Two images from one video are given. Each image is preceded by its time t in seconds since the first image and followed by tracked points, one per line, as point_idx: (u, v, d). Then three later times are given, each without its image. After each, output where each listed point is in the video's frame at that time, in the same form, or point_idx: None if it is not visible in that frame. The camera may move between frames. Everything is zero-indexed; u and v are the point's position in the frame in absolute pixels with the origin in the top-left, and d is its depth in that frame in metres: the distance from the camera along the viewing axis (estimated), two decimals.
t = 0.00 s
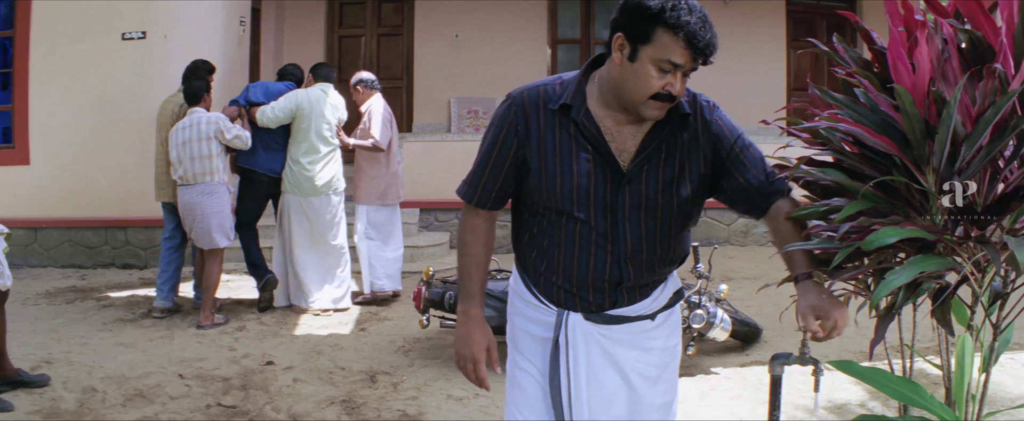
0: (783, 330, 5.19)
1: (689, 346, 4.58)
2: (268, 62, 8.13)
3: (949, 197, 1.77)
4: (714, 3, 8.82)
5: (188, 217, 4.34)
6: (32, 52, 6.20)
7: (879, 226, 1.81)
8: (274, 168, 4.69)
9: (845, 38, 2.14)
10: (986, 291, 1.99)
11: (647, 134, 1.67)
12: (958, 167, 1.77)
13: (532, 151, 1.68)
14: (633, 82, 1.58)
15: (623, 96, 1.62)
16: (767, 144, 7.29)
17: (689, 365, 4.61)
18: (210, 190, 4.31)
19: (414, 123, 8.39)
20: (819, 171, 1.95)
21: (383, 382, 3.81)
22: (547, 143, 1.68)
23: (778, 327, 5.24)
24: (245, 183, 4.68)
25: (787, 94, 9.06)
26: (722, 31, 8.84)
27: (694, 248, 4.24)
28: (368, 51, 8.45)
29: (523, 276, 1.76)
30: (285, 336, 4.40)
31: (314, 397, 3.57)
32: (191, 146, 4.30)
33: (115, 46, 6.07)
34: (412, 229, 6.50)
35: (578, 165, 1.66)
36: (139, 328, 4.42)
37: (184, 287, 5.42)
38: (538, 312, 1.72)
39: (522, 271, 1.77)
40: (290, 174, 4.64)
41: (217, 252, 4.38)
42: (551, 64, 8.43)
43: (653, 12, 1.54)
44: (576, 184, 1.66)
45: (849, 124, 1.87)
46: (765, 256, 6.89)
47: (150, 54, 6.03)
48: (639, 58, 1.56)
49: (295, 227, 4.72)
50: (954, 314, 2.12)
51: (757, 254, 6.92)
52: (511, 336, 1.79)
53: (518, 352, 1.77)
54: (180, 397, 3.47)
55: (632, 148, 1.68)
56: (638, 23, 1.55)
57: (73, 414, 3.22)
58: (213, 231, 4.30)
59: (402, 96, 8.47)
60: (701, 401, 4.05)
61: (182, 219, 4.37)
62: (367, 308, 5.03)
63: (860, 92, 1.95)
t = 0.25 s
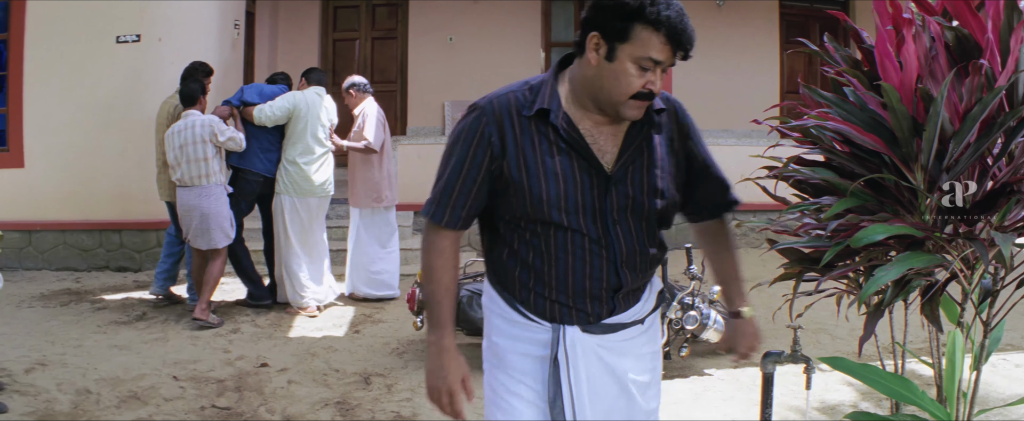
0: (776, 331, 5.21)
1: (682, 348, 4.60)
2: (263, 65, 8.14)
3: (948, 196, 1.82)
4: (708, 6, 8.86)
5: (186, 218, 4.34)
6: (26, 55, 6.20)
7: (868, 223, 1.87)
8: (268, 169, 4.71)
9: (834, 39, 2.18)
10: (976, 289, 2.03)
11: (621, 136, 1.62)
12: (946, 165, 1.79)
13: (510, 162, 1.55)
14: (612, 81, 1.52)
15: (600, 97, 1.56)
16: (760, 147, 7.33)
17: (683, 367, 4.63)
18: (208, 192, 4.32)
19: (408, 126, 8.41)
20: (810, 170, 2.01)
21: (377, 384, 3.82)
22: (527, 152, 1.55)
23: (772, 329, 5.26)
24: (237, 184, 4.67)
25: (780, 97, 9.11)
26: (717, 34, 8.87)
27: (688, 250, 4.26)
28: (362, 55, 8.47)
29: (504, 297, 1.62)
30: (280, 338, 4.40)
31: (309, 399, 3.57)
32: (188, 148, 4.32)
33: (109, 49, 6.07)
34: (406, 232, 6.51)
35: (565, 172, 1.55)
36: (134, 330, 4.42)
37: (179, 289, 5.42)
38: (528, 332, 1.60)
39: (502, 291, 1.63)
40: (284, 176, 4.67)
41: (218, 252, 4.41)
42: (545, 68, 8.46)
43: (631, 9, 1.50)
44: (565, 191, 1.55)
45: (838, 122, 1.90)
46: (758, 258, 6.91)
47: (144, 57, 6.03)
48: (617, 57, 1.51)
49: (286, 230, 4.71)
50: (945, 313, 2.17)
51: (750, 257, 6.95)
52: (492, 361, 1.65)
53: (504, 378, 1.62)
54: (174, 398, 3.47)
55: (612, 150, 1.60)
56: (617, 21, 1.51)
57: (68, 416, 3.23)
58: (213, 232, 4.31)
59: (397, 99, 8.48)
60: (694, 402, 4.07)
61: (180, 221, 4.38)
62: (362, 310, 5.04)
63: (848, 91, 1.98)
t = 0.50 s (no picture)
0: (774, 333, 5.22)
1: (680, 349, 4.60)
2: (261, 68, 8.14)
3: (949, 196, 1.82)
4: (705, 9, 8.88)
5: (186, 220, 4.35)
6: (25, 58, 6.21)
7: (865, 222, 1.89)
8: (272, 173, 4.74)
9: (830, 39, 2.18)
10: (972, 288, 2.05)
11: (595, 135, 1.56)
12: (942, 164, 1.82)
13: (513, 177, 1.36)
14: (601, 82, 1.44)
15: (582, 97, 1.46)
16: (758, 149, 7.35)
17: (680, 368, 4.64)
18: (207, 193, 4.33)
19: (406, 129, 8.42)
20: (807, 169, 2.02)
21: (375, 386, 3.82)
22: (527, 165, 1.38)
23: (770, 330, 5.27)
24: (239, 188, 4.68)
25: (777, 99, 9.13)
26: (714, 37, 8.88)
27: (685, 252, 4.26)
28: (361, 58, 8.48)
29: (497, 319, 1.45)
30: (278, 340, 4.40)
31: (307, 400, 3.58)
32: (188, 149, 4.34)
33: (108, 52, 6.08)
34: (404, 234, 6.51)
35: (570, 183, 1.42)
36: (133, 333, 4.42)
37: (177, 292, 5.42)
38: (532, 352, 1.46)
39: (494, 313, 1.46)
40: (288, 179, 4.74)
41: (217, 255, 4.41)
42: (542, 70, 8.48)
43: (613, 5, 1.42)
44: (571, 203, 1.41)
45: (834, 121, 1.91)
46: (756, 260, 6.92)
47: (143, 59, 6.05)
48: (602, 56, 1.43)
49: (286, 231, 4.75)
50: (941, 312, 2.18)
51: (748, 259, 6.96)
52: (485, 388, 1.46)
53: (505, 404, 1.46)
54: (173, 400, 3.48)
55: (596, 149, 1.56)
56: (600, 17, 1.42)
57: (66, 418, 3.23)
58: (211, 233, 4.32)
59: (395, 102, 8.49)
60: (692, 404, 4.08)
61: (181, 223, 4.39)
62: (361, 312, 5.04)
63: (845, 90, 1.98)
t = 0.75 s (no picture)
0: (773, 338, 5.22)
1: (678, 355, 4.61)
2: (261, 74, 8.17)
3: (949, 197, 1.85)
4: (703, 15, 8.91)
5: (186, 224, 4.34)
6: (25, 63, 6.23)
7: (862, 224, 1.90)
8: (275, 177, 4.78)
9: (828, 43, 2.21)
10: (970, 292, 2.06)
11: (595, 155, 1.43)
12: (939, 167, 1.83)
13: (553, 221, 1.20)
14: (620, 118, 1.27)
15: (601, 134, 1.30)
16: (757, 155, 7.36)
17: (679, 374, 4.65)
18: (209, 198, 4.34)
19: (405, 135, 8.45)
20: (804, 173, 2.04)
21: (374, 391, 3.82)
22: (563, 206, 1.22)
23: (768, 335, 5.27)
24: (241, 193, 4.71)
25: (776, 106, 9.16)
26: (713, 43, 8.91)
27: (683, 257, 4.27)
28: (360, 64, 8.52)
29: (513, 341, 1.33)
30: (276, 346, 4.40)
31: (306, 406, 3.58)
32: (192, 154, 4.35)
33: (107, 57, 6.09)
34: (403, 240, 6.52)
35: (597, 215, 1.29)
36: (132, 337, 4.42)
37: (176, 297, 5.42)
38: (543, 370, 1.37)
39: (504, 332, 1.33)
40: (291, 184, 4.76)
41: (215, 260, 4.41)
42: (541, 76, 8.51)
43: (636, 37, 1.23)
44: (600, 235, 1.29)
45: (831, 124, 1.92)
46: (755, 266, 6.93)
47: (143, 65, 6.06)
48: (621, 90, 1.25)
49: (290, 236, 4.80)
50: (939, 315, 2.19)
51: (747, 265, 6.97)
52: (494, 407, 1.36)
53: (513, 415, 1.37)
54: (172, 405, 3.48)
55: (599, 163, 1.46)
56: (620, 50, 1.23)
57: None
58: (210, 238, 4.32)
59: (395, 109, 8.53)
60: (691, 409, 4.08)
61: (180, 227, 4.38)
62: (360, 317, 5.04)
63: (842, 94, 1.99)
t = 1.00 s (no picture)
0: (771, 336, 5.22)
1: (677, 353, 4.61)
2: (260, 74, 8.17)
3: (949, 196, 1.85)
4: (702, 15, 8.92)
5: (190, 222, 4.35)
6: (24, 63, 6.23)
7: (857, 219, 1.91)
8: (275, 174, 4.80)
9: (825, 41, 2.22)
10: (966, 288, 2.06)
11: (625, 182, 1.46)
12: (934, 162, 1.83)
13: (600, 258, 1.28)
14: (662, 175, 1.27)
15: (633, 182, 1.32)
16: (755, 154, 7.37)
17: (677, 372, 4.65)
18: (214, 196, 4.36)
19: (404, 134, 8.45)
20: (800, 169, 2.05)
21: (372, 389, 3.82)
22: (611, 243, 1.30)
23: (766, 334, 5.27)
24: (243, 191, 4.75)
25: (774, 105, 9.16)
26: (711, 42, 8.91)
27: (681, 256, 4.27)
28: (359, 63, 8.51)
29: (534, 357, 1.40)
30: (275, 344, 4.40)
31: (304, 404, 3.58)
32: (195, 152, 4.36)
33: (106, 56, 6.09)
34: (402, 239, 6.52)
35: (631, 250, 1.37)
36: (131, 336, 4.42)
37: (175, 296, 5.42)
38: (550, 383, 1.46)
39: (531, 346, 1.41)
40: (289, 183, 4.79)
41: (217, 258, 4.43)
42: (540, 76, 8.51)
43: (690, 98, 1.19)
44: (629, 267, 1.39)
45: (828, 120, 1.94)
46: (753, 264, 6.93)
47: (141, 64, 6.06)
48: (662, 149, 1.23)
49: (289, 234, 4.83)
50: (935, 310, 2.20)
51: (745, 263, 6.97)
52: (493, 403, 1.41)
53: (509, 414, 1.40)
54: (170, 403, 3.48)
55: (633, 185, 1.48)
56: (660, 110, 1.21)
57: None
58: (214, 236, 4.34)
59: (393, 108, 8.52)
60: (689, 407, 4.09)
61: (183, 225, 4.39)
62: (359, 316, 5.04)
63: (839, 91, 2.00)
